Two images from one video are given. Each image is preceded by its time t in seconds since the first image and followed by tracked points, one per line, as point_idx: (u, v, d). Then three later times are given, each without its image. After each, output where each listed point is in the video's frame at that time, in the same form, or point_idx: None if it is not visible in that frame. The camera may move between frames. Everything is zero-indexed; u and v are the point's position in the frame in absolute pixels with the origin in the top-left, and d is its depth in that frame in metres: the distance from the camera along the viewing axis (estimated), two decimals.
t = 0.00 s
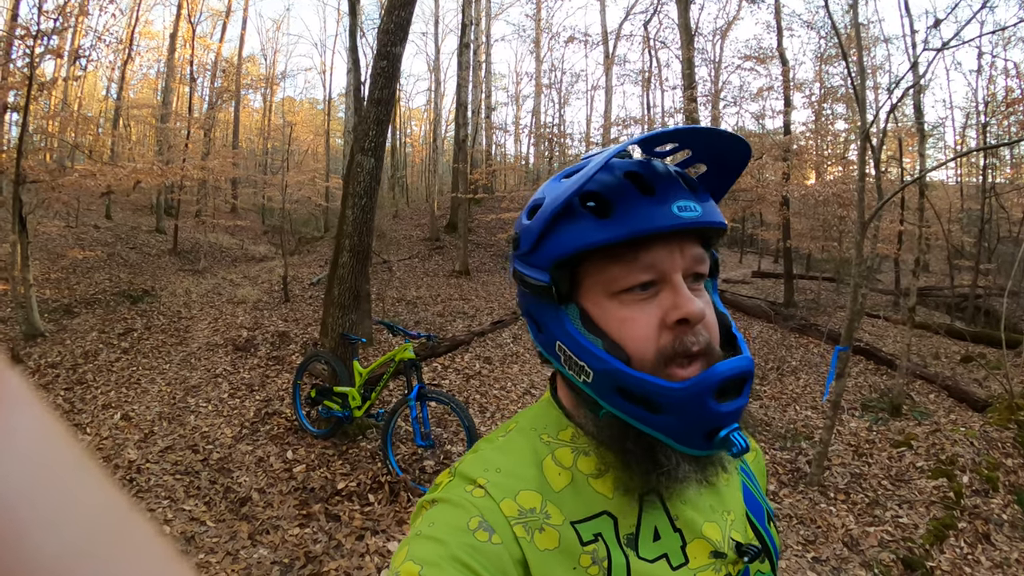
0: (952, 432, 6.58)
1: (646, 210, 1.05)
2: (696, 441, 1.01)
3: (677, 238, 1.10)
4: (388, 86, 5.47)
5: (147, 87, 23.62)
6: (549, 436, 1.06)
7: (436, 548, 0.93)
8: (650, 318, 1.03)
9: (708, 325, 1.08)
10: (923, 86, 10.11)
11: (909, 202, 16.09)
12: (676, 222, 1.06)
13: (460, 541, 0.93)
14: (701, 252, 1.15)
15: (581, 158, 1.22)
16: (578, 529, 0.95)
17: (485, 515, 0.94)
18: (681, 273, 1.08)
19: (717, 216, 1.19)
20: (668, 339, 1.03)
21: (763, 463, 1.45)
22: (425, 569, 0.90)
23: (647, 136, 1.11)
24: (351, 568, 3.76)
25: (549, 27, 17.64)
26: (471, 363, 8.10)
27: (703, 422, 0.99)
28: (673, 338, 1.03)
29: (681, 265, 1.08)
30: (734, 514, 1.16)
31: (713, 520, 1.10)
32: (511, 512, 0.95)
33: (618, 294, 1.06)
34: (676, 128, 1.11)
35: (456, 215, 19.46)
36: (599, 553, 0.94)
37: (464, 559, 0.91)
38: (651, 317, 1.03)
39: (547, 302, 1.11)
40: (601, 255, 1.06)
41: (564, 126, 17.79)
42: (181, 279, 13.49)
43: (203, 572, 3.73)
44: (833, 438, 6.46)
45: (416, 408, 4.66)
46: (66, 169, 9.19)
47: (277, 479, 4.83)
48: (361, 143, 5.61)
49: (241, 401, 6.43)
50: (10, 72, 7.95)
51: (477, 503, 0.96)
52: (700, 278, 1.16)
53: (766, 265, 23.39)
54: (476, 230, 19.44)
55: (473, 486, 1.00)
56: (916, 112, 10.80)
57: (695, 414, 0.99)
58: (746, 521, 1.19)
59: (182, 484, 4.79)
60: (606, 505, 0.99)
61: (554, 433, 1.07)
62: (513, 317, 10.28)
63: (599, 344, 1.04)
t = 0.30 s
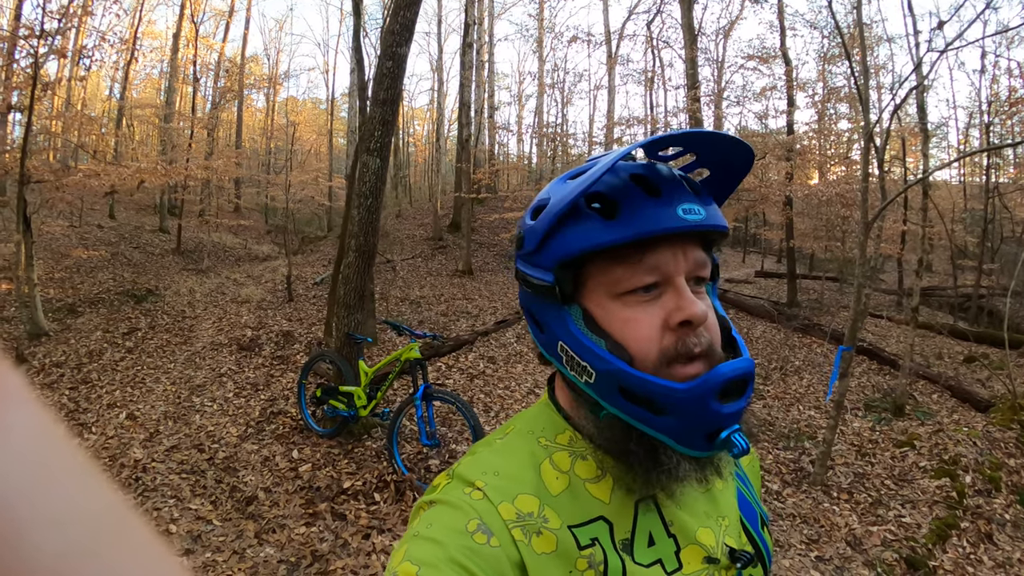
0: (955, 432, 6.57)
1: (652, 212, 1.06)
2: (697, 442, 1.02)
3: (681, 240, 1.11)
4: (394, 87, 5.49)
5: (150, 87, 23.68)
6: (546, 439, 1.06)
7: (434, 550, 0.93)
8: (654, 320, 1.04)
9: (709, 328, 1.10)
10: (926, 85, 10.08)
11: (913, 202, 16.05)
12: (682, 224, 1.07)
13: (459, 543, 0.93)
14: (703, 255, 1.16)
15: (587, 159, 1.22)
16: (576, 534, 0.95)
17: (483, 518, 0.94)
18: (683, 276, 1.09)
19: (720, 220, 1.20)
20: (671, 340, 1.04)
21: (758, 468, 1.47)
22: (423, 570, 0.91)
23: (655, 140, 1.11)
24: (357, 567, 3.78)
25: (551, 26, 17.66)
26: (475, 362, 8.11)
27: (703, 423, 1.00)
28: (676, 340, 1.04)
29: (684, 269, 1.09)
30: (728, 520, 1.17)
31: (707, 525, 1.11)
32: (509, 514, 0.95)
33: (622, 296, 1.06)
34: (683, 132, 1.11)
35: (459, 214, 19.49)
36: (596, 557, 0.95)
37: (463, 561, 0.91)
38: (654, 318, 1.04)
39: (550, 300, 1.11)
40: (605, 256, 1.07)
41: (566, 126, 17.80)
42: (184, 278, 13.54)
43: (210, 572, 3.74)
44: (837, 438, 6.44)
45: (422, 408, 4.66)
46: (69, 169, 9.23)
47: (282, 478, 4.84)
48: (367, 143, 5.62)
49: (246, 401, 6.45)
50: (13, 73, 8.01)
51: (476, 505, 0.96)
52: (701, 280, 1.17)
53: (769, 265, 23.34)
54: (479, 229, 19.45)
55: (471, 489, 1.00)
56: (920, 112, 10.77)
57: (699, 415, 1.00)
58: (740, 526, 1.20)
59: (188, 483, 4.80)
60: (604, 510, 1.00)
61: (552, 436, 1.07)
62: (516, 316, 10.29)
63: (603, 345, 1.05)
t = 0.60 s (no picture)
0: (956, 432, 6.57)
1: (643, 220, 1.06)
2: (687, 450, 1.02)
3: (670, 249, 1.12)
4: (396, 88, 5.50)
5: (152, 87, 23.73)
6: (524, 450, 1.07)
7: (412, 560, 0.94)
8: (644, 328, 1.04)
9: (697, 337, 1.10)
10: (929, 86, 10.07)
11: (915, 203, 16.04)
12: (672, 232, 1.07)
13: (438, 555, 0.93)
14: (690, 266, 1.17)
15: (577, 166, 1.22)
16: (551, 548, 0.96)
17: (462, 529, 0.96)
18: (673, 284, 1.10)
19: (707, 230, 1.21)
20: (661, 348, 1.04)
21: (744, 482, 1.46)
22: None
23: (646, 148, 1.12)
24: (360, 567, 3.79)
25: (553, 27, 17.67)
26: (477, 362, 8.12)
27: (693, 431, 1.00)
28: (666, 347, 1.04)
29: (673, 277, 1.10)
30: (704, 537, 1.16)
31: (682, 543, 1.10)
32: (486, 527, 0.96)
33: (612, 303, 1.06)
34: (674, 141, 1.12)
35: (461, 214, 19.50)
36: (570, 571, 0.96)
37: (440, 572, 0.92)
38: (644, 326, 1.04)
39: (540, 305, 1.11)
40: (598, 263, 1.07)
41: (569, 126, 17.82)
42: (187, 278, 13.59)
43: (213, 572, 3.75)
44: (839, 438, 6.43)
45: (424, 408, 4.66)
46: (72, 169, 9.26)
47: (285, 478, 4.86)
48: (369, 145, 5.62)
49: (249, 401, 6.47)
50: (16, 73, 8.05)
51: (454, 517, 0.97)
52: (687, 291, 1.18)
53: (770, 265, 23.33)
54: (481, 229, 19.48)
55: (449, 500, 1.01)
56: (922, 112, 10.75)
57: (688, 424, 1.00)
58: (717, 543, 1.20)
59: (191, 483, 4.82)
60: (579, 524, 1.00)
61: (532, 446, 1.08)
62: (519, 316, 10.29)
63: (592, 353, 1.05)
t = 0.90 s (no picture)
0: (955, 432, 6.58)
1: (579, 218, 1.09)
2: (612, 442, 1.03)
3: (611, 247, 1.14)
4: (396, 88, 5.52)
5: (154, 87, 23.78)
6: (489, 434, 1.09)
7: (382, 540, 0.97)
8: (577, 321, 1.08)
9: (638, 333, 1.12)
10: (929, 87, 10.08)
11: (915, 203, 16.05)
12: (608, 229, 1.10)
13: (406, 533, 0.96)
14: (636, 262, 1.18)
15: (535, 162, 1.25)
16: (513, 526, 0.98)
17: (430, 509, 0.98)
18: (612, 280, 1.11)
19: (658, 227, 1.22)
20: (595, 341, 1.06)
21: (710, 469, 1.43)
22: (372, 560, 0.93)
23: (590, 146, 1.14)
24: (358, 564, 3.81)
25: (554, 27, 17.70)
26: (478, 362, 8.14)
27: (618, 423, 1.01)
28: (598, 341, 1.07)
29: (612, 273, 1.12)
30: (663, 519, 1.16)
31: (640, 524, 1.11)
32: (453, 506, 0.98)
33: (551, 296, 1.10)
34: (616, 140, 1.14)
35: (463, 214, 19.53)
36: (531, 549, 0.97)
37: (410, 550, 0.94)
38: (578, 320, 1.07)
39: (486, 297, 1.15)
40: (538, 258, 1.10)
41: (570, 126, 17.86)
42: (189, 278, 13.63)
43: (212, 567, 3.77)
44: (837, 438, 6.44)
45: (423, 407, 4.69)
46: (75, 169, 9.31)
47: (284, 475, 4.88)
48: (369, 145, 5.65)
49: (249, 399, 6.51)
50: (18, 74, 8.10)
51: (422, 496, 0.99)
52: (634, 286, 1.19)
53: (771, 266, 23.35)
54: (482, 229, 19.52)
55: (418, 481, 1.03)
56: (923, 112, 10.75)
57: (611, 417, 1.00)
58: (677, 525, 1.20)
59: (191, 480, 4.85)
60: (540, 503, 1.02)
61: (497, 430, 1.11)
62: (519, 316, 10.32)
63: (528, 343, 1.08)
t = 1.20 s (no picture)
0: (957, 432, 6.58)
1: (537, 224, 1.10)
2: (583, 438, 1.02)
3: (579, 246, 1.13)
4: (398, 88, 5.52)
5: (156, 88, 23.83)
6: (502, 428, 1.11)
7: (403, 531, 0.97)
8: (547, 323, 1.09)
9: (613, 331, 1.09)
10: (930, 87, 10.07)
11: (917, 203, 16.04)
12: (565, 232, 1.09)
13: (426, 525, 0.97)
14: (611, 256, 1.16)
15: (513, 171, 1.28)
16: (531, 515, 0.99)
17: (449, 500, 0.98)
18: (580, 279, 1.11)
19: (630, 219, 1.18)
20: (566, 342, 1.06)
21: (716, 461, 1.45)
22: (394, 551, 0.94)
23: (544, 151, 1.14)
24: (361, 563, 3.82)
25: (555, 27, 17.71)
26: (479, 362, 8.15)
27: (584, 421, 1.00)
28: (569, 342, 1.07)
29: (581, 273, 1.12)
30: (674, 507, 1.17)
31: (654, 512, 1.12)
32: (471, 496, 0.99)
33: (524, 300, 1.12)
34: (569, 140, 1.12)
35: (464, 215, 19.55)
36: (549, 538, 0.98)
37: (430, 541, 0.95)
38: (549, 322, 1.09)
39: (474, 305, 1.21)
40: (510, 265, 1.14)
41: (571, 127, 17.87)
42: (190, 278, 13.65)
43: (217, 567, 3.78)
44: (839, 437, 6.45)
45: (425, 406, 4.69)
46: (76, 170, 9.32)
47: (287, 475, 4.89)
48: (371, 145, 5.66)
49: (251, 399, 6.52)
50: (20, 74, 8.11)
51: (440, 488, 1.00)
52: (615, 281, 1.16)
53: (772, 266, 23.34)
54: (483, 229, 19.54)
55: (436, 473, 1.03)
56: (924, 112, 10.75)
57: (575, 416, 1.00)
58: (689, 515, 1.20)
59: (194, 479, 4.86)
60: (556, 493, 1.03)
61: (509, 423, 1.12)
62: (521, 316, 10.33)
63: (505, 345, 1.11)
